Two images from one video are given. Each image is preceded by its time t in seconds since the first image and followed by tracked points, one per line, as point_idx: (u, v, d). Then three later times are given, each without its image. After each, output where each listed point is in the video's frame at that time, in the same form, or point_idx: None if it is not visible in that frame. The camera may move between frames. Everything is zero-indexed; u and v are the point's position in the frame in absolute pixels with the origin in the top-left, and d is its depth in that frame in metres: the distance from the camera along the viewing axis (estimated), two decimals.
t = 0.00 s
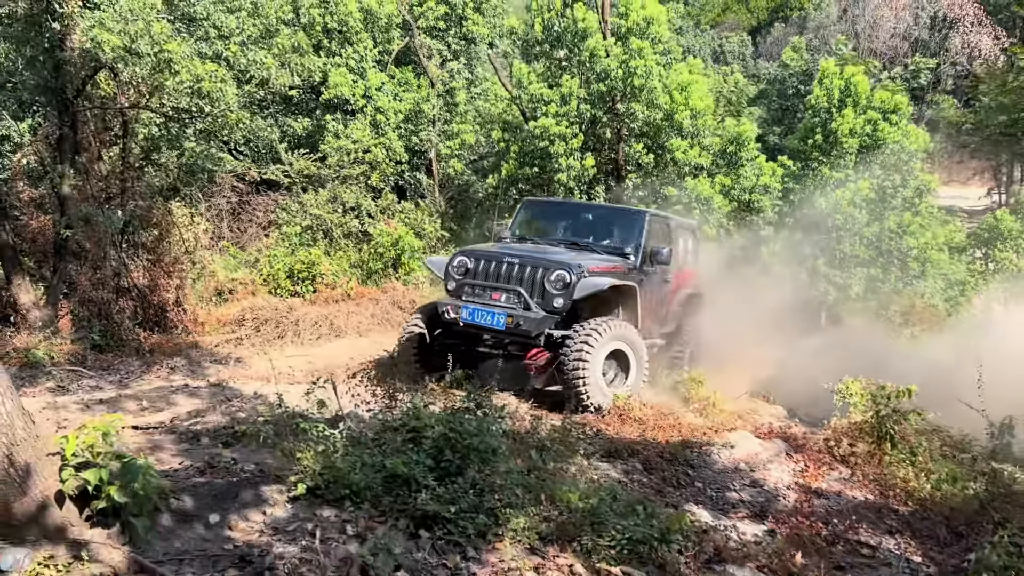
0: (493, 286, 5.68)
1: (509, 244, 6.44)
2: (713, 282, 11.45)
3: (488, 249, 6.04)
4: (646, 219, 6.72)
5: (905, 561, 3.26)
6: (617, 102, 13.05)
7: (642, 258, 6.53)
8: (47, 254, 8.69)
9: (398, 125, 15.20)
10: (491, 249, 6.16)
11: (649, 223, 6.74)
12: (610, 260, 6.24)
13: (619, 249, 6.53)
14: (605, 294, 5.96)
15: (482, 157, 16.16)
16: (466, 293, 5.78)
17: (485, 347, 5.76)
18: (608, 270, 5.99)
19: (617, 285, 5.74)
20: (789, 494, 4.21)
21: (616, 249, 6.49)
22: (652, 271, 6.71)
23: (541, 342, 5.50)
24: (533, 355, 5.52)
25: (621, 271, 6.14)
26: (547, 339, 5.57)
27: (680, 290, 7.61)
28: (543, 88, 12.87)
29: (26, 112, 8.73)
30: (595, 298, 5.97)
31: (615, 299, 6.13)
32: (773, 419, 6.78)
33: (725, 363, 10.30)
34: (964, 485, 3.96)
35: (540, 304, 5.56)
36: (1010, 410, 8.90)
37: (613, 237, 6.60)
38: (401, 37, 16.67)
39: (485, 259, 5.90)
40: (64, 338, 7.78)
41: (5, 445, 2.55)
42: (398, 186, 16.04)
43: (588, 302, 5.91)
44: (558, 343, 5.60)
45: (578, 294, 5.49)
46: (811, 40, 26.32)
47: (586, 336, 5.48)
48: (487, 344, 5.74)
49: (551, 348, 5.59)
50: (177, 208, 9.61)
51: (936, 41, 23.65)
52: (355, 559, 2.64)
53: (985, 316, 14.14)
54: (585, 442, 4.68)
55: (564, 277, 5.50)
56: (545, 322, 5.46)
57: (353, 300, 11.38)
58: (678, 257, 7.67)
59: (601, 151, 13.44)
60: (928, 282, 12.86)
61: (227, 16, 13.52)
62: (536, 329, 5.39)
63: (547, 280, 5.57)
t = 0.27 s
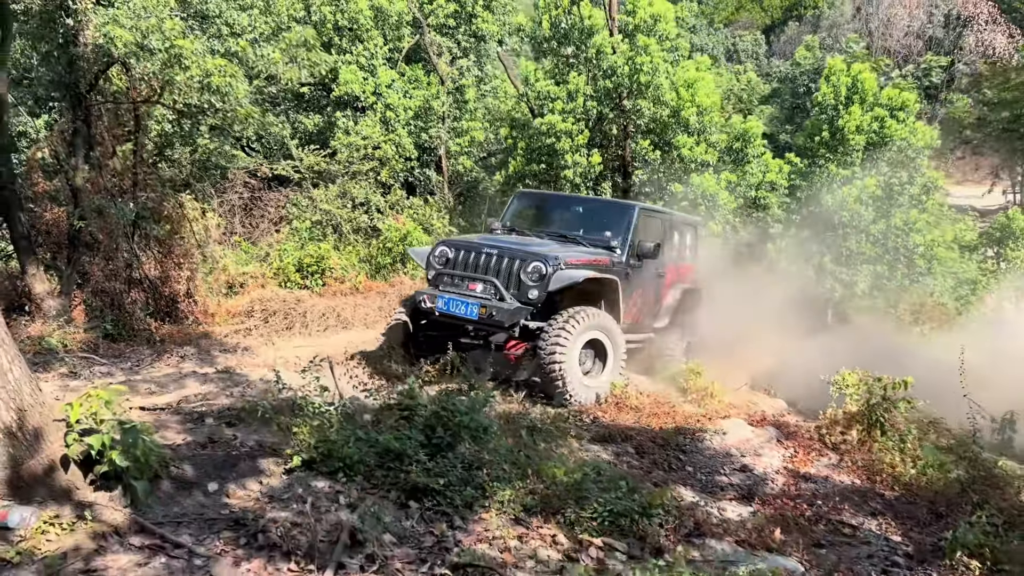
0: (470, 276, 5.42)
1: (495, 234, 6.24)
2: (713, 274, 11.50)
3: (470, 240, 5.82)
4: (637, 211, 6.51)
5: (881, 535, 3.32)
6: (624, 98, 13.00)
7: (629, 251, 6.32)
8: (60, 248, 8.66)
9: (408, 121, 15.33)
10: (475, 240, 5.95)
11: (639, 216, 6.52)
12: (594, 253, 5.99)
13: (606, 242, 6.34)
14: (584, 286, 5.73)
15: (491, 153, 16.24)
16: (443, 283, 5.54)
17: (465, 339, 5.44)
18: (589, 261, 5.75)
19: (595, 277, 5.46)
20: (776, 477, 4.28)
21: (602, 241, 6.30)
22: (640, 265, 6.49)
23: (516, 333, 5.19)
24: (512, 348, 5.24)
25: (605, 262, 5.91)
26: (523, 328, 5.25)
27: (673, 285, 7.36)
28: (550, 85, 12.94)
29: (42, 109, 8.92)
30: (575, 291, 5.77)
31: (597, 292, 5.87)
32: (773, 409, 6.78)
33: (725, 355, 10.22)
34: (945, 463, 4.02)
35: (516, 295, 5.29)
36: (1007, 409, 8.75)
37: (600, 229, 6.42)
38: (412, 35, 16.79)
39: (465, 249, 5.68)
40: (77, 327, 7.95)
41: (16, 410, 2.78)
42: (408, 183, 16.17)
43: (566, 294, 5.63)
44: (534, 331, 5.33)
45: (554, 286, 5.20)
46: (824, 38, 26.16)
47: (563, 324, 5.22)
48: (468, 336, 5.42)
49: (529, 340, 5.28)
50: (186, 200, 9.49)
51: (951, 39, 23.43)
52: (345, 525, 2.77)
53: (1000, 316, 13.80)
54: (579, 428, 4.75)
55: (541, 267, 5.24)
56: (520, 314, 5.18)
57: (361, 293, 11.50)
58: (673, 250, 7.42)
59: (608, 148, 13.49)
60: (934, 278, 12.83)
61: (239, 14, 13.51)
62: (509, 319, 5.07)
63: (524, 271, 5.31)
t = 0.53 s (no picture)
0: (462, 280, 5.39)
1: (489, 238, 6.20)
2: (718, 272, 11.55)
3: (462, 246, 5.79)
4: (629, 209, 6.36)
5: (879, 531, 3.40)
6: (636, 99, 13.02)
7: (624, 249, 6.17)
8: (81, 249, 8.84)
9: (421, 123, 15.45)
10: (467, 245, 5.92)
11: (632, 214, 6.37)
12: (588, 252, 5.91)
13: (601, 241, 6.18)
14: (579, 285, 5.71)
15: (505, 154, 16.33)
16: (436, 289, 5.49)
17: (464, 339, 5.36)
18: (583, 261, 5.69)
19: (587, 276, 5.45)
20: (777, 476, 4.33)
21: (596, 241, 6.15)
22: (638, 263, 6.34)
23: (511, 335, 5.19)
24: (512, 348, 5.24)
25: (598, 262, 5.83)
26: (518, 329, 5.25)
27: (676, 279, 7.14)
28: (561, 87, 12.99)
29: (63, 112, 9.16)
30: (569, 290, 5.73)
31: (592, 292, 5.87)
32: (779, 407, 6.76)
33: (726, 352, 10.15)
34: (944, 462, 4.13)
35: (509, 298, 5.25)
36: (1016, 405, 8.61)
37: (593, 229, 6.27)
38: (426, 37, 16.92)
39: (457, 254, 5.65)
40: (97, 328, 8.14)
41: (37, 409, 2.91)
42: (422, 184, 16.29)
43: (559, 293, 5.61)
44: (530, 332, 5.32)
45: (546, 288, 5.22)
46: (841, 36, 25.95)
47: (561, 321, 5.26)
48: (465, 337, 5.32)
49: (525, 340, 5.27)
50: (202, 203, 9.77)
51: (970, 35, 23.16)
52: (350, 520, 2.88)
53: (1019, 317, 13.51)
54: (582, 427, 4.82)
55: (533, 268, 5.22)
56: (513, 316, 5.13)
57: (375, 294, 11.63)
58: (675, 244, 7.20)
59: (620, 149, 13.48)
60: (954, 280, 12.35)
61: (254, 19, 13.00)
62: (502, 321, 5.06)
63: (516, 272, 5.29)
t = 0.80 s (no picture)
0: (456, 278, 5.44)
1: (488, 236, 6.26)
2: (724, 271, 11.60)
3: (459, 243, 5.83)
4: (627, 209, 6.39)
5: (874, 526, 3.47)
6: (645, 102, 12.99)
7: (622, 249, 6.18)
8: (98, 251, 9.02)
9: (434, 126, 15.54)
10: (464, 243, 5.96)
11: (630, 214, 6.39)
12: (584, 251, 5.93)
13: (598, 241, 6.21)
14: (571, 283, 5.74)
15: (517, 156, 16.37)
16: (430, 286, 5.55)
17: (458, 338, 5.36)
18: (580, 259, 5.69)
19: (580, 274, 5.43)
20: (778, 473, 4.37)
21: (593, 241, 6.17)
22: (636, 262, 6.34)
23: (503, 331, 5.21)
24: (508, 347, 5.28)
25: (595, 261, 5.83)
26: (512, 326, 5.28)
27: (677, 279, 7.13)
28: (572, 89, 13.01)
29: (81, 115, 9.46)
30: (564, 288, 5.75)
31: (588, 290, 5.90)
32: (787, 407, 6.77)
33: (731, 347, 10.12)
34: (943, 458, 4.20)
35: (502, 295, 5.27)
36: None
37: (591, 228, 6.30)
38: (438, 41, 17.01)
39: (453, 252, 5.69)
40: (114, 328, 8.28)
41: (53, 401, 3.01)
42: (435, 186, 16.39)
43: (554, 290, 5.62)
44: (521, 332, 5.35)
45: (537, 285, 5.18)
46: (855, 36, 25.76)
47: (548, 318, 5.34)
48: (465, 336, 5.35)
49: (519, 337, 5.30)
50: (217, 206, 9.91)
51: (987, 34, 22.92)
52: (353, 510, 2.98)
53: None
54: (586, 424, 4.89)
55: (526, 266, 5.22)
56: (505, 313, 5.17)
57: (387, 295, 11.74)
58: (677, 245, 7.19)
59: (631, 151, 13.41)
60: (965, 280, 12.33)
61: (270, 23, 12.14)
62: (493, 317, 5.09)
63: (509, 270, 5.29)
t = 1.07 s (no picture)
0: (438, 278, 5.51)
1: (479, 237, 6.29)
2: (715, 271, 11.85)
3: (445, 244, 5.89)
4: (615, 205, 6.40)
5: (870, 518, 3.58)
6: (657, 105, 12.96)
7: (609, 246, 6.20)
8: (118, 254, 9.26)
9: (446, 130, 15.61)
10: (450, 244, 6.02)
11: (619, 211, 6.41)
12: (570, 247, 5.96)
13: (586, 238, 6.22)
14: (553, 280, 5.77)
15: (529, 160, 16.42)
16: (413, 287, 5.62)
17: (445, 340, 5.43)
18: (563, 257, 5.71)
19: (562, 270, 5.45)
20: (779, 467, 4.44)
21: (580, 238, 6.18)
22: (624, 259, 6.36)
23: (484, 331, 5.24)
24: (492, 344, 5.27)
25: (579, 257, 5.82)
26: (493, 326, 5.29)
27: (672, 276, 7.17)
28: (582, 93, 13.06)
29: (99, 121, 9.57)
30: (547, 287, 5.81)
31: (572, 286, 5.92)
32: (791, 404, 6.81)
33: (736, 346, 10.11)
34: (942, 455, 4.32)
35: (482, 293, 5.32)
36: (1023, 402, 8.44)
37: (579, 226, 6.32)
38: (451, 46, 17.12)
39: (437, 253, 5.75)
40: (131, 328, 8.43)
41: (74, 392, 3.14)
42: (448, 190, 16.48)
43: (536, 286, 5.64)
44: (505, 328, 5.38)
45: (515, 282, 5.20)
46: (870, 39, 25.64)
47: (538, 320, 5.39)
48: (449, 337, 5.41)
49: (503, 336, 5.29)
50: (232, 208, 10.04)
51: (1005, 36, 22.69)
52: (360, 497, 3.10)
53: None
54: (590, 420, 4.99)
55: (505, 264, 5.25)
56: (485, 310, 5.21)
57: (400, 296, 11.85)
58: (672, 242, 7.22)
59: (640, 154, 13.41)
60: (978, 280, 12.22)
61: (285, 29, 12.01)
62: (471, 316, 5.15)
63: (490, 268, 5.32)
